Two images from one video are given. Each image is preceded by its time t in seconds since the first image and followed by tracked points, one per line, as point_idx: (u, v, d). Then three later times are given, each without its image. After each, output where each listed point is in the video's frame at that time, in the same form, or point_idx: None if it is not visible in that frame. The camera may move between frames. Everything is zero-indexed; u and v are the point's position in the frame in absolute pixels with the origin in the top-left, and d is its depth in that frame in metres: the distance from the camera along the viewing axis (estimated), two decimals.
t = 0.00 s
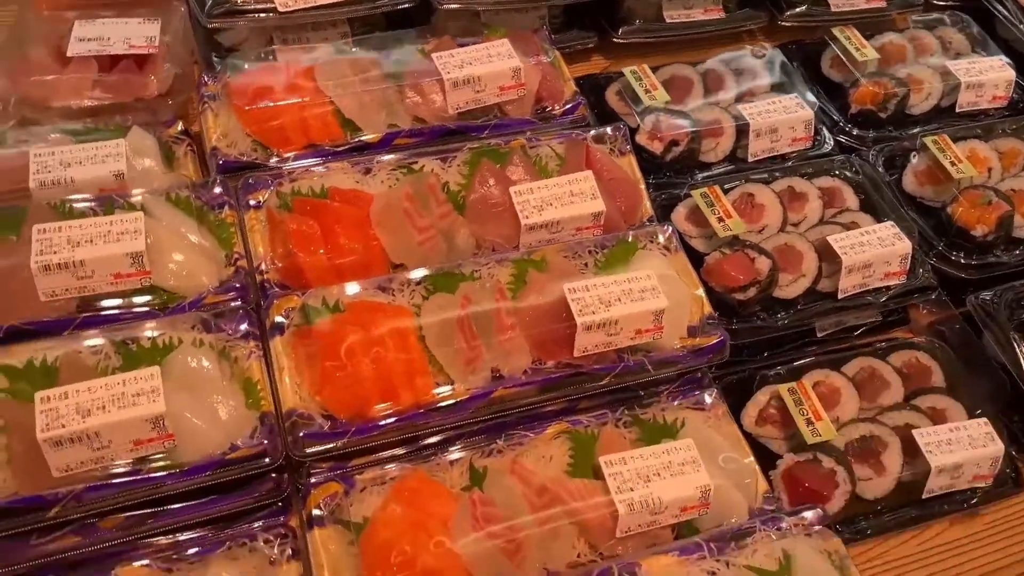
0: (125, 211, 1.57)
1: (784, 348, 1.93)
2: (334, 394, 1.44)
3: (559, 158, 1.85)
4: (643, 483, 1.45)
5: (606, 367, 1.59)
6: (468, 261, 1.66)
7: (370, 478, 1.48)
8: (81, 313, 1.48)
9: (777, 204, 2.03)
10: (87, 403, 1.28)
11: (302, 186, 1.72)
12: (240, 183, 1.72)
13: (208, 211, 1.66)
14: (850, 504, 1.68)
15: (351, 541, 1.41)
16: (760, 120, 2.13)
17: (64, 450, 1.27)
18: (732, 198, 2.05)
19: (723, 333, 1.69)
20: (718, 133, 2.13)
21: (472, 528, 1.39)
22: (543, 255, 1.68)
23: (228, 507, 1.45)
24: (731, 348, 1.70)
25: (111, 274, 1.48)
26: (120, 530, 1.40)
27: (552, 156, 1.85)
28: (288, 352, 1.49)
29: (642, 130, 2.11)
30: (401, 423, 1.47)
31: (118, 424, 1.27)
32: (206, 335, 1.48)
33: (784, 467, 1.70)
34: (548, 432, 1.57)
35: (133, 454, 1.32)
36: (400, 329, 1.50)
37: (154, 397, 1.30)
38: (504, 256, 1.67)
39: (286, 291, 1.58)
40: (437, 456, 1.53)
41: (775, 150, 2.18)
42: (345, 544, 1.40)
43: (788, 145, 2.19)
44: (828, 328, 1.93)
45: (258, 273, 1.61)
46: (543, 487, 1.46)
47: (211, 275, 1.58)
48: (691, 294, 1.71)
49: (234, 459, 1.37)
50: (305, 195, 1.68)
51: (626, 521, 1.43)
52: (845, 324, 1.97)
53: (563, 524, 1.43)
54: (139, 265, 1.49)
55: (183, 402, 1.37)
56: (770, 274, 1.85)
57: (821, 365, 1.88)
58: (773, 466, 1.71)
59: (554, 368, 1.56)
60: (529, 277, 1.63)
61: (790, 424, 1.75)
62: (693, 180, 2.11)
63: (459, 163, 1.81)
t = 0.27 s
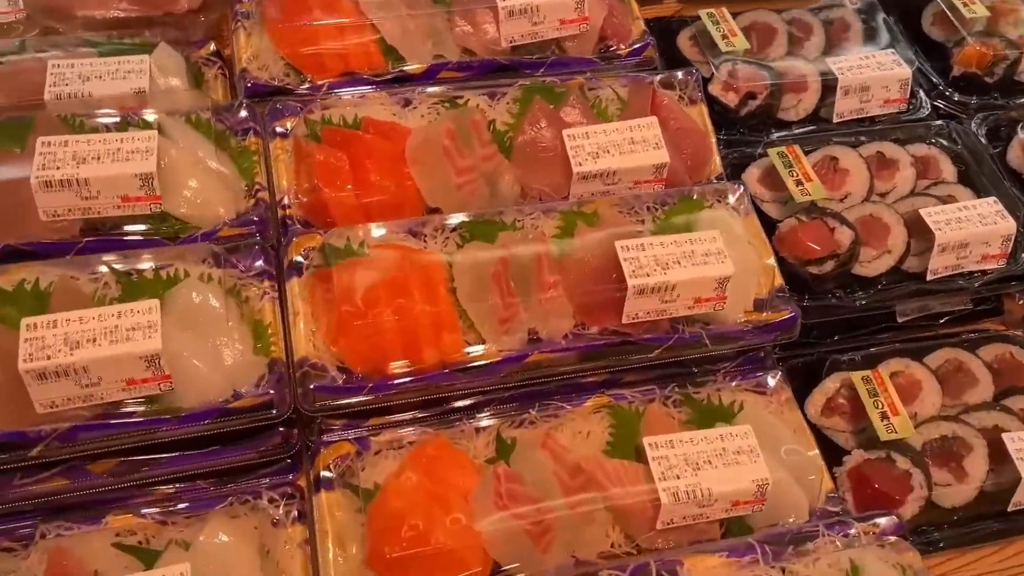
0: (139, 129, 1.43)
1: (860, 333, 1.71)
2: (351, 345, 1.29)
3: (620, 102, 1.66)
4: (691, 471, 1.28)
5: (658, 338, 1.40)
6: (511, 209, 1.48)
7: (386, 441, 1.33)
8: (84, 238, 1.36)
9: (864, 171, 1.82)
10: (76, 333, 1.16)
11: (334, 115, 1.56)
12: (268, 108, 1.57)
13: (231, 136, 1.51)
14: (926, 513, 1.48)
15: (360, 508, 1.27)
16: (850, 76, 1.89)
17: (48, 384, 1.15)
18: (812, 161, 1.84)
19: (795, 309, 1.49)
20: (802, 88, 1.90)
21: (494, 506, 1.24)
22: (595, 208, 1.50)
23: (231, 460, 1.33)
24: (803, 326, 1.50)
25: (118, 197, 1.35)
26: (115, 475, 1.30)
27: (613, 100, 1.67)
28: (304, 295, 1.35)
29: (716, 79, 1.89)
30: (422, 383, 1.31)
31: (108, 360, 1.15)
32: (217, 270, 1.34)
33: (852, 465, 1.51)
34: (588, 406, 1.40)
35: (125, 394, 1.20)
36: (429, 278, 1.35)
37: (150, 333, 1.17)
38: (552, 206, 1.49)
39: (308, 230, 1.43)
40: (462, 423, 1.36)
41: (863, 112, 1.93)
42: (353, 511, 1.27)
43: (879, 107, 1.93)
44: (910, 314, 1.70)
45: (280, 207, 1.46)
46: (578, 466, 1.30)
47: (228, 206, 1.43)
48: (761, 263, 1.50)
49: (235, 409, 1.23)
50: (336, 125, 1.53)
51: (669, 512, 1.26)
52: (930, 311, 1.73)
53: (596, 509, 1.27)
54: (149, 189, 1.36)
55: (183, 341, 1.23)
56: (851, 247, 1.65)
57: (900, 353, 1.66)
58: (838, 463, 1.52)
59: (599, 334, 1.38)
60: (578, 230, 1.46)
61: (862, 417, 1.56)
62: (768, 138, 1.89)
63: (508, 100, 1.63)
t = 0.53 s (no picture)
0: (130, 73, 1.28)
1: (932, 337, 1.49)
2: (349, 325, 1.14)
3: (672, 63, 1.47)
4: (733, 490, 1.11)
5: (701, 334, 1.23)
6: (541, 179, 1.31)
7: (387, 434, 1.19)
8: (64, 192, 1.23)
9: (946, 151, 1.60)
10: (38, 299, 1.03)
11: (347, 66, 1.39)
12: (276, 56, 1.41)
13: (234, 87, 1.36)
14: (999, 546, 1.30)
15: (352, 510, 1.12)
16: (934, 45, 1.66)
17: (4, 354, 1.03)
18: (886, 139, 1.62)
19: (862, 307, 1.29)
20: (877, 58, 1.67)
21: (503, 517, 1.09)
22: (636, 182, 1.31)
23: (215, 445, 1.18)
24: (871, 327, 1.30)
25: (102, 148, 1.21)
26: (85, 458, 1.17)
27: (663, 61, 1.47)
28: (302, 266, 1.19)
29: (781, 44, 1.68)
30: (429, 373, 1.15)
31: (70, 331, 1.01)
32: (206, 235, 1.19)
33: (918, 487, 1.33)
34: (617, 406, 1.24)
35: (93, 370, 1.06)
36: (442, 255, 1.19)
37: (121, 303, 1.04)
38: (587, 177, 1.31)
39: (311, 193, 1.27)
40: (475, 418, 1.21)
41: (946, 87, 1.70)
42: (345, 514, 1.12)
43: (964, 82, 1.70)
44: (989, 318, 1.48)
45: (283, 167, 1.30)
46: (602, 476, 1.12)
47: (225, 164, 1.28)
48: (826, 253, 1.31)
49: (216, 393, 1.09)
50: (348, 76, 1.35)
51: (705, 535, 1.09)
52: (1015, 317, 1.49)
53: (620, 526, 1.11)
54: (136, 140, 1.21)
55: (160, 313, 1.08)
56: (929, 239, 1.45)
57: (977, 363, 1.43)
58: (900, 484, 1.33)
59: (634, 327, 1.21)
60: (615, 205, 1.27)
61: (931, 433, 1.36)
62: (837, 113, 1.68)
63: (544, 56, 1.44)
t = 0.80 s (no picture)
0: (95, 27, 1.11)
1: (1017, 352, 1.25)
2: (332, 328, 0.97)
3: (719, 31, 1.29)
4: (781, 536, 0.93)
5: (745, 347, 1.04)
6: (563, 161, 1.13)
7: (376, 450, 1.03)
8: (18, 162, 1.10)
9: None
10: None
11: (346, 28, 1.22)
12: (266, 16, 1.25)
13: (219, 50, 1.20)
14: None
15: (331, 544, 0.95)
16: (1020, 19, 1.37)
17: None
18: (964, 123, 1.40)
19: (938, 321, 1.10)
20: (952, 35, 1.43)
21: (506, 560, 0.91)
22: (673, 167, 1.13)
23: (182, 459, 1.02)
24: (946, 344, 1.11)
25: (59, 114, 1.05)
26: (32, 470, 1.00)
27: (709, 29, 1.30)
28: (283, 256, 1.04)
29: (841, 15, 1.48)
30: (425, 386, 0.98)
31: None
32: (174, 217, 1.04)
33: (993, 531, 1.12)
34: (644, 427, 1.06)
35: (31, 373, 0.91)
36: (445, 248, 1.02)
37: (62, 295, 0.89)
38: (616, 161, 1.14)
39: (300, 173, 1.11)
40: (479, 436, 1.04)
41: None
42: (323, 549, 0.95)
43: None
44: None
45: (269, 141, 1.15)
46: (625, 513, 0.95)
47: (201, 137, 1.12)
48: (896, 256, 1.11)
49: (176, 402, 0.93)
50: (345, 38, 1.18)
51: None
52: None
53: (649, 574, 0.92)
54: (98, 106, 1.05)
55: (112, 309, 0.92)
56: (1013, 242, 1.27)
57: None
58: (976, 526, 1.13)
59: (666, 337, 1.04)
60: (649, 193, 1.10)
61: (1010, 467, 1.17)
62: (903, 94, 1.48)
63: (572, 21, 1.28)
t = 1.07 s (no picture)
0: None
1: None
2: (302, 340, 0.86)
3: (747, 11, 1.17)
4: None
5: (770, 367, 0.92)
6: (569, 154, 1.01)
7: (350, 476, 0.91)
8: None
9: None
10: None
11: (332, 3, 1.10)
12: None
13: (192, 27, 1.09)
14: None
15: None
16: None
17: None
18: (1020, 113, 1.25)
19: (992, 340, 0.97)
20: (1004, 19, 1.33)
21: None
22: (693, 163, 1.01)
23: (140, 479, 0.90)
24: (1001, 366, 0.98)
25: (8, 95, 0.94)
26: None
27: (736, 9, 1.18)
28: (251, 256, 0.93)
29: None
30: (407, 407, 0.87)
31: None
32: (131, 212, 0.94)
33: None
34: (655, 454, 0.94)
35: None
36: (434, 250, 0.90)
37: None
38: (628, 155, 1.02)
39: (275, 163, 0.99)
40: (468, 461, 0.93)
41: None
42: None
43: None
44: None
45: (245, 128, 1.04)
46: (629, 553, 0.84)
47: (168, 124, 1.00)
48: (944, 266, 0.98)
49: (125, 421, 0.83)
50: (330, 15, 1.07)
51: None
52: None
53: None
54: (50, 87, 0.94)
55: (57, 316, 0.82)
56: None
57: None
58: None
59: (679, 353, 0.93)
60: (663, 191, 0.98)
61: None
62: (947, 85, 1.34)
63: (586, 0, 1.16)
